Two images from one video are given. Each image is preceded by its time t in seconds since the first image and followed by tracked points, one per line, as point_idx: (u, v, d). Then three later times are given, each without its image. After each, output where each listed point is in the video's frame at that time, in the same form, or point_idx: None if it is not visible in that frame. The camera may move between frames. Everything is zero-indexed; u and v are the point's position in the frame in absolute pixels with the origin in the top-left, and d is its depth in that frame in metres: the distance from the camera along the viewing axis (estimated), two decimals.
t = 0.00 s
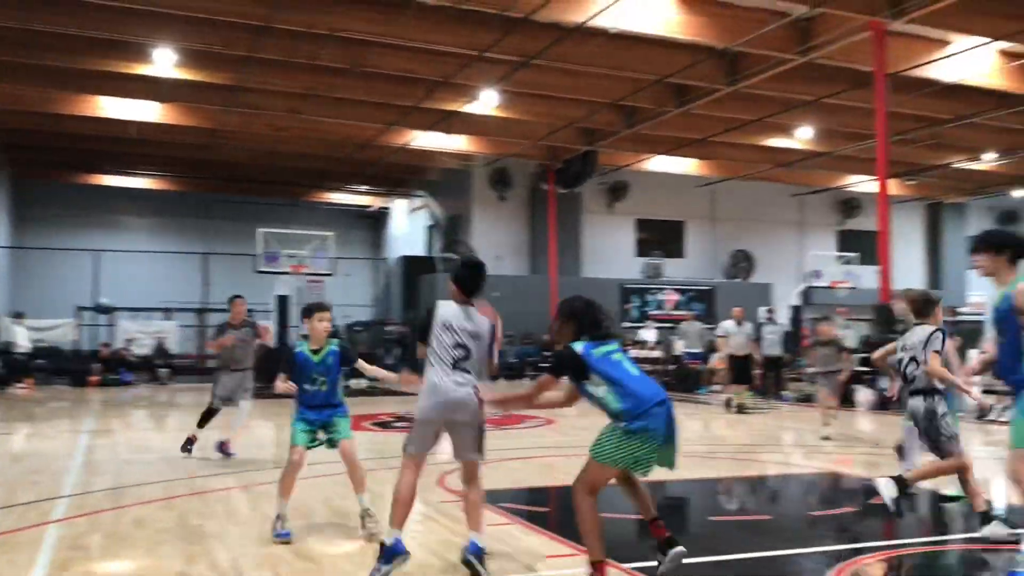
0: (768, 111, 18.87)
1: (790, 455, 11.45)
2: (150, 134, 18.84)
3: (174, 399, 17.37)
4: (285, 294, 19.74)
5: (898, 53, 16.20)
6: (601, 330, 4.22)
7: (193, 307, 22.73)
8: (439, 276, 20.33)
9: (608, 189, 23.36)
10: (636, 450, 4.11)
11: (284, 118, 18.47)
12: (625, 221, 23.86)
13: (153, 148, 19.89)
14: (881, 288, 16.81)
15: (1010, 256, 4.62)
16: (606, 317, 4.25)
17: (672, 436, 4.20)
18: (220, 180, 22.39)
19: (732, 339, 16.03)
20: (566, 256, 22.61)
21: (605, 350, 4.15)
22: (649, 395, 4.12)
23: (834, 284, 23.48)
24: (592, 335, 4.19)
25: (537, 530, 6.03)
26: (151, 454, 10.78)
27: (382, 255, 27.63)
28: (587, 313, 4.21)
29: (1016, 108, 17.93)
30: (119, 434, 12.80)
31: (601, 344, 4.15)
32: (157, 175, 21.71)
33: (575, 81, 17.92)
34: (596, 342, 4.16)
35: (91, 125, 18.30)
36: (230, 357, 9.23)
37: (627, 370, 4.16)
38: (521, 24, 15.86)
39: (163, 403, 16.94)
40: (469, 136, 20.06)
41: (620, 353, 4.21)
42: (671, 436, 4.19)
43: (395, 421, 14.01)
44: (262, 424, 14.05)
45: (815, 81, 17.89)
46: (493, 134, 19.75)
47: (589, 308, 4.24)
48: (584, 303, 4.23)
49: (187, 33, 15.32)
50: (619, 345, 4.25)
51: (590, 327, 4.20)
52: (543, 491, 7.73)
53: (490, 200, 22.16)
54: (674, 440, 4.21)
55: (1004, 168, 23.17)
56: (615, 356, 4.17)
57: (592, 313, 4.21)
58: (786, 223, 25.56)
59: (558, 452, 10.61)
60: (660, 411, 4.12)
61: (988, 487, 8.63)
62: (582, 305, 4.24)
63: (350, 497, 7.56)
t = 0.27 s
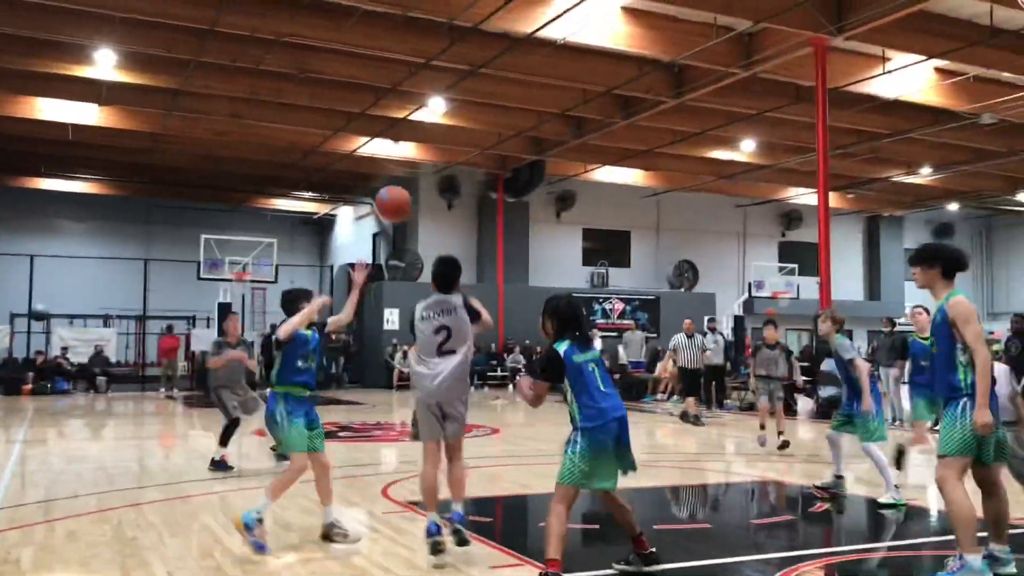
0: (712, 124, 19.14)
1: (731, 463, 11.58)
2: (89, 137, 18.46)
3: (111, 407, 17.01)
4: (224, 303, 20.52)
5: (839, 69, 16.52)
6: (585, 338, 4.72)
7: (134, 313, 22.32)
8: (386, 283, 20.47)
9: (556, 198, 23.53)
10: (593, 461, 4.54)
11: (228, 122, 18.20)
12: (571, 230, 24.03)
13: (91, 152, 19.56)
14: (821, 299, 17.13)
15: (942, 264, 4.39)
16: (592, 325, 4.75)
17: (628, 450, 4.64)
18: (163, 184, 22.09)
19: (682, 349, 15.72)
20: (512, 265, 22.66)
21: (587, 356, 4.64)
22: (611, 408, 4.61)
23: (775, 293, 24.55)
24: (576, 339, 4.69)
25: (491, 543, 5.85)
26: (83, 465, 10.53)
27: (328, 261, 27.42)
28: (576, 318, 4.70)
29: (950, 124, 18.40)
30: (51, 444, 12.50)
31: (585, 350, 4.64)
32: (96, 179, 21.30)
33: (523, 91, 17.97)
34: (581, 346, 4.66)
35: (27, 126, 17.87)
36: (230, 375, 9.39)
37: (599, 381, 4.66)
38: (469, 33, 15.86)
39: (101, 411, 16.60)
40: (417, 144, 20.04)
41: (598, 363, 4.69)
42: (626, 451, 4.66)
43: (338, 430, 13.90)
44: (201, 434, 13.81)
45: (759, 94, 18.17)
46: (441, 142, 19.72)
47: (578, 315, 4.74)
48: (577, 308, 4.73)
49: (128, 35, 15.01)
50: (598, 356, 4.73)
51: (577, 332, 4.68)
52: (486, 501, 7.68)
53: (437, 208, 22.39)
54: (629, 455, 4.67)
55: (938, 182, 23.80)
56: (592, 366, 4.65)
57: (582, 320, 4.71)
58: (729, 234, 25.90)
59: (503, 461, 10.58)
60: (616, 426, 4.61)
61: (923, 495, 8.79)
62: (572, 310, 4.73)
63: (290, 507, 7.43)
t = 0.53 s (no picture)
0: (691, 136, 19.29)
1: (713, 473, 11.61)
2: (66, 151, 18.36)
3: (89, 423, 16.87)
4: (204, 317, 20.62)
5: (815, 82, 16.70)
6: (571, 328, 4.75)
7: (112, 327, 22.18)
8: (367, 296, 20.45)
9: (536, 210, 23.61)
10: (563, 447, 4.52)
11: (207, 135, 18.16)
12: (552, 242, 24.10)
13: (69, 166, 19.51)
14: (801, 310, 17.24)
15: (911, 275, 4.45)
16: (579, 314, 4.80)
17: (602, 441, 4.61)
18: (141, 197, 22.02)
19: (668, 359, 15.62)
20: (492, 277, 22.66)
21: (566, 342, 4.67)
22: (586, 398, 4.60)
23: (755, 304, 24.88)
24: (559, 325, 4.74)
25: (478, 555, 5.81)
26: (59, 481, 10.42)
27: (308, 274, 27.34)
28: (560, 304, 4.76)
29: (926, 136, 18.62)
30: (29, 460, 12.38)
31: (564, 337, 4.66)
32: (73, 192, 21.19)
33: (503, 104, 18.03)
34: (563, 331, 4.71)
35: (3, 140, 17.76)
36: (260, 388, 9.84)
37: (579, 368, 4.67)
38: (449, 46, 15.95)
39: (80, 426, 16.45)
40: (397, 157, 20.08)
41: (580, 352, 4.70)
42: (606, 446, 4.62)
43: (320, 444, 13.85)
44: (181, 449, 13.70)
45: (737, 106, 18.32)
46: (420, 155, 19.77)
47: (565, 302, 4.80)
48: (562, 294, 4.79)
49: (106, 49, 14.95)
50: (581, 344, 4.74)
51: (559, 317, 4.73)
52: (467, 513, 7.66)
53: (417, 220, 22.38)
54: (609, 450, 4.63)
55: (914, 192, 24.07)
56: (571, 354, 4.67)
57: (567, 309, 4.76)
58: (708, 245, 26.04)
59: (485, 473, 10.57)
60: (590, 415, 4.59)
61: (902, 503, 8.85)
62: (556, 298, 4.79)
63: (270, 522, 7.37)
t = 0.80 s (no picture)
0: (695, 147, 19.33)
1: (720, 486, 11.59)
2: (73, 167, 18.47)
3: (96, 438, 16.89)
4: (213, 330, 20.61)
5: (819, 92, 16.74)
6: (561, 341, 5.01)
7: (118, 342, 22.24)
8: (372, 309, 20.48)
9: (541, 222, 23.66)
10: (555, 460, 4.77)
11: (213, 151, 18.26)
12: (557, 254, 24.14)
13: (76, 182, 19.65)
14: (808, 321, 17.18)
15: (909, 283, 4.46)
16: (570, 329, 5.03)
17: (590, 450, 4.86)
18: (148, 213, 22.14)
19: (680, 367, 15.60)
20: (498, 289, 22.68)
21: (559, 356, 4.92)
22: (576, 412, 4.87)
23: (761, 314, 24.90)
24: (554, 339, 4.96)
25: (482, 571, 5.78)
26: (67, 497, 10.43)
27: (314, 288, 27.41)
28: (556, 320, 4.97)
29: (930, 145, 18.63)
30: (37, 477, 12.41)
31: (556, 350, 4.93)
32: (80, 208, 21.31)
33: (507, 117, 18.11)
34: (558, 346, 4.92)
35: (10, 156, 17.86)
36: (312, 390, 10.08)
37: (569, 383, 4.92)
38: (454, 60, 16.04)
39: (87, 442, 16.47)
40: (402, 170, 20.17)
41: (570, 365, 4.96)
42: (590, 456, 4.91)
43: (327, 458, 13.86)
44: (188, 464, 13.71)
45: (741, 118, 18.36)
46: (424, 168, 19.84)
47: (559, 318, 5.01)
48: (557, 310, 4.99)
49: (113, 66, 15.06)
50: (571, 358, 5.01)
51: (555, 333, 4.94)
52: (474, 527, 7.64)
53: (423, 233, 22.46)
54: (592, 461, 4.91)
55: (919, 202, 24.06)
56: (564, 368, 4.92)
57: (560, 324, 5.01)
58: (713, 256, 26.04)
59: (492, 487, 10.56)
60: (579, 428, 4.86)
61: (910, 515, 8.82)
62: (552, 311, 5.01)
63: (278, 537, 7.36)
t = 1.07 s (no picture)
0: (699, 155, 19.33)
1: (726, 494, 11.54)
2: (78, 176, 18.51)
3: (100, 447, 16.88)
4: (217, 339, 20.63)
5: (823, 100, 16.73)
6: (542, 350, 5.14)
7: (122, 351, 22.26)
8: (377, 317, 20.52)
9: (545, 230, 23.69)
10: (533, 466, 4.86)
11: (218, 159, 18.29)
12: (561, 262, 24.15)
13: (81, 191, 19.70)
14: (812, 329, 17.16)
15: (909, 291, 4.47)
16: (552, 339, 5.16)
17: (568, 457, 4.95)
18: (152, 221, 22.19)
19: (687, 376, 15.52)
20: (502, 298, 22.70)
21: (539, 365, 5.04)
22: (556, 418, 4.98)
23: (766, 322, 24.90)
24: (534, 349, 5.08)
25: None
26: (70, 506, 10.42)
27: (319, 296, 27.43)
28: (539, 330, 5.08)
29: (935, 153, 18.60)
30: (40, 485, 12.39)
31: (537, 359, 5.07)
32: (85, 218, 21.36)
33: (511, 126, 18.13)
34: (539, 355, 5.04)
35: (15, 165, 17.90)
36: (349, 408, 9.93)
37: (548, 391, 5.03)
38: (459, 69, 16.09)
39: (92, 451, 16.46)
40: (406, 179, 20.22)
41: (550, 374, 5.09)
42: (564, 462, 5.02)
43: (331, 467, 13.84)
44: (192, 473, 13.70)
45: (745, 126, 18.36)
46: (429, 177, 19.87)
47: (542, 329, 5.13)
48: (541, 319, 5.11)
49: (118, 75, 15.11)
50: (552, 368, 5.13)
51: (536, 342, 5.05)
52: (480, 536, 7.59)
53: (427, 241, 22.49)
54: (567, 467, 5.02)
55: (923, 210, 24.02)
56: (544, 376, 5.04)
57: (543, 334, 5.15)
58: (717, 264, 26.00)
59: (497, 495, 10.52)
60: (558, 435, 4.95)
61: (918, 524, 8.77)
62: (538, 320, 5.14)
63: (283, 546, 7.32)
